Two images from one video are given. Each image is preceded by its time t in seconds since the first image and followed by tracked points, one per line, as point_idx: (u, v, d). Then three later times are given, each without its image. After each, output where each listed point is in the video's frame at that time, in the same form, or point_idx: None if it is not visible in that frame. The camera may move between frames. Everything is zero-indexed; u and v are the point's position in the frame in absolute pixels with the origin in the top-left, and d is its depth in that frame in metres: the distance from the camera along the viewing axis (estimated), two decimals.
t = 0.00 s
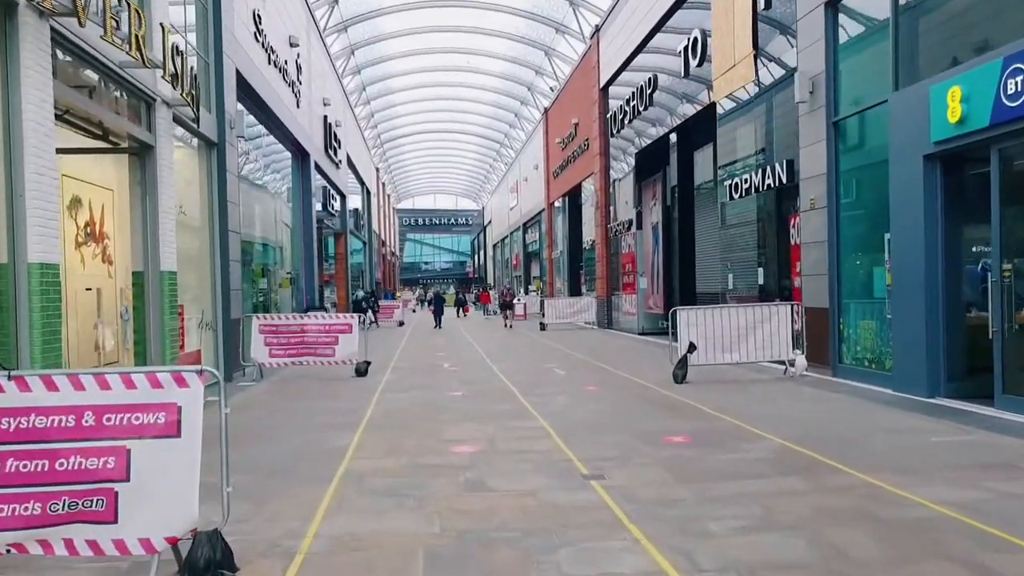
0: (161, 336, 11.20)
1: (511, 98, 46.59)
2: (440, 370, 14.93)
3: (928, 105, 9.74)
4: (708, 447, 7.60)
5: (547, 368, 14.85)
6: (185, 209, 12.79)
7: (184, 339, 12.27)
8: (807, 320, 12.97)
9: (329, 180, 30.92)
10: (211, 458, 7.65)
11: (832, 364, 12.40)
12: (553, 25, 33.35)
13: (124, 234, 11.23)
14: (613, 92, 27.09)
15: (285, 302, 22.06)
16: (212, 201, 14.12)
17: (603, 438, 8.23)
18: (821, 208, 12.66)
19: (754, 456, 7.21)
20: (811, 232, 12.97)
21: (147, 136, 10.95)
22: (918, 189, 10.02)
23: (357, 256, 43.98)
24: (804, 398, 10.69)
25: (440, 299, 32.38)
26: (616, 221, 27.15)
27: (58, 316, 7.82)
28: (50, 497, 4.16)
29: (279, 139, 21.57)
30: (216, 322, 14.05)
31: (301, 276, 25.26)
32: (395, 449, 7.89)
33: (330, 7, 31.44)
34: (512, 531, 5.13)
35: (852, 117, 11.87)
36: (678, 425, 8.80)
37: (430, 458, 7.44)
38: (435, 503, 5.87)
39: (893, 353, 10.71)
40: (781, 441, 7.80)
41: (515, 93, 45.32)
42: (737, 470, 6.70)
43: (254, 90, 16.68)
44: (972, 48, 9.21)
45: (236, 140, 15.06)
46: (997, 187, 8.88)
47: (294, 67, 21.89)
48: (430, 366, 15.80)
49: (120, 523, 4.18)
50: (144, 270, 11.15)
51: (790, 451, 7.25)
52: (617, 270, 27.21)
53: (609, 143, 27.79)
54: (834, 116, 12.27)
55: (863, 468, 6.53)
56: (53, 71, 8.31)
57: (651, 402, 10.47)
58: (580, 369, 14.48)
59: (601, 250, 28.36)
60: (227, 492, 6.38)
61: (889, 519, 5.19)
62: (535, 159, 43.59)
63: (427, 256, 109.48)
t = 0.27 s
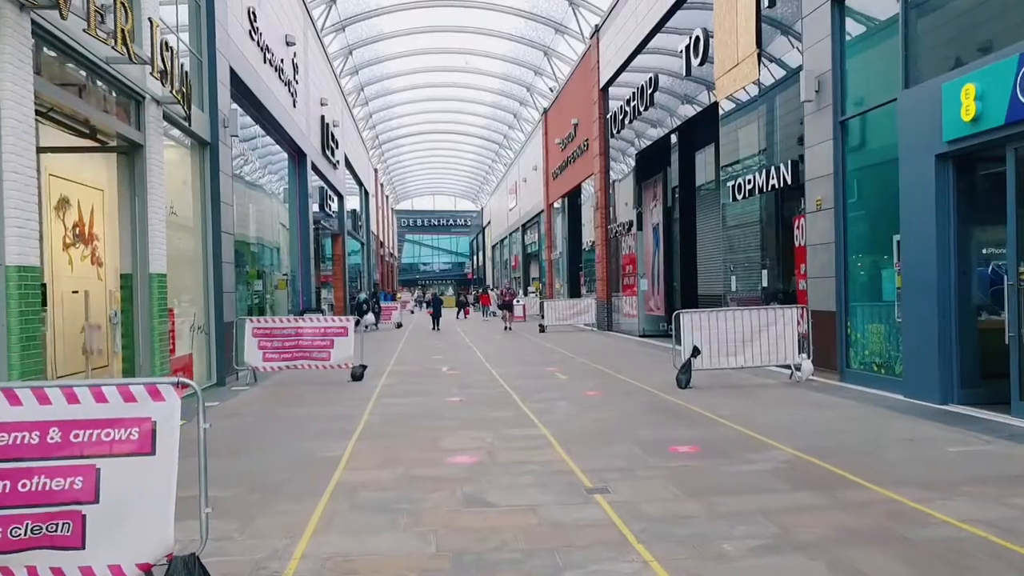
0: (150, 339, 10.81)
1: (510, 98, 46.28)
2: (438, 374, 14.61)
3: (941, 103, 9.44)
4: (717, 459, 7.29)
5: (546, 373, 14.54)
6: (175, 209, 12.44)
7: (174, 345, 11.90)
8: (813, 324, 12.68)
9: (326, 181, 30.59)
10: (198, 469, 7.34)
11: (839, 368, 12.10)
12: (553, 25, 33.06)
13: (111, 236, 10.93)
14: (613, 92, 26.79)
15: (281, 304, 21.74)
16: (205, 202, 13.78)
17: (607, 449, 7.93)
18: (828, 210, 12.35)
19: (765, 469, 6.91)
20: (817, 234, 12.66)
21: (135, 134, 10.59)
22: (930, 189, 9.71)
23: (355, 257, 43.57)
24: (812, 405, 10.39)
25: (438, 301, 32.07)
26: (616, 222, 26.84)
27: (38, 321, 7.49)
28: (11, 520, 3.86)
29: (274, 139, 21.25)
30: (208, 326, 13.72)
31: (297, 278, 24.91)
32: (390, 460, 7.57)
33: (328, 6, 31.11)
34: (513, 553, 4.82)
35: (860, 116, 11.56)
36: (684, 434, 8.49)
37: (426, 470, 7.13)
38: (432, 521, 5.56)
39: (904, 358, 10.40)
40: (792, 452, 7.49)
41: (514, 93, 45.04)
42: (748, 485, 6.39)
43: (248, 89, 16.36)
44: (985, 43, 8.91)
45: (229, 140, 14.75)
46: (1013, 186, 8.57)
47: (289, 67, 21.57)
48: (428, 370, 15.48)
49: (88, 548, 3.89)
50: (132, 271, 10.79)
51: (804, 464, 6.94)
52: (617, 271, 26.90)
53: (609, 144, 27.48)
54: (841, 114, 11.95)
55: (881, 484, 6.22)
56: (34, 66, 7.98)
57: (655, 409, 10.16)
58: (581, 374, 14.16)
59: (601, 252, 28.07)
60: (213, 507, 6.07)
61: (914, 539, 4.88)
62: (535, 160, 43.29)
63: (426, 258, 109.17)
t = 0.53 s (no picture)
0: (139, 338, 10.38)
1: (509, 97, 45.95)
2: (436, 376, 14.29)
3: (958, 95, 9.12)
4: (728, 466, 6.99)
5: (548, 374, 14.22)
6: (167, 206, 12.10)
7: (165, 346, 11.59)
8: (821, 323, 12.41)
9: (324, 179, 30.26)
10: (185, 476, 7.06)
11: (850, 370, 11.78)
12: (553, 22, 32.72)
13: (103, 233, 10.55)
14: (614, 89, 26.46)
15: (277, 304, 21.42)
16: (198, 199, 13.45)
17: (610, 454, 7.63)
18: (838, 205, 12.05)
19: (776, 478, 6.62)
20: (826, 230, 12.34)
21: (123, 129, 10.17)
22: (946, 184, 9.38)
23: (353, 256, 43.26)
24: (821, 408, 10.09)
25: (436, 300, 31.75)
26: (617, 221, 26.53)
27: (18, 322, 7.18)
28: None
29: (270, 136, 20.91)
30: (202, 327, 13.39)
31: (294, 277, 24.60)
32: (386, 466, 7.27)
33: (325, 3, 30.75)
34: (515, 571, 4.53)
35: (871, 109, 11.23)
36: (692, 439, 8.19)
37: (423, 478, 6.83)
38: (428, 534, 5.27)
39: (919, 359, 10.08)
40: (806, 460, 7.20)
41: (514, 92, 44.70)
42: (762, 496, 6.10)
43: (242, 85, 16.03)
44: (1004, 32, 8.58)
45: (223, 136, 14.42)
46: None
47: (286, 63, 21.23)
48: (427, 371, 15.16)
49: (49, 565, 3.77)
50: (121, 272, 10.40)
51: (820, 474, 6.64)
52: (619, 270, 26.58)
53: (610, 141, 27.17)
54: (851, 108, 11.63)
55: (905, 495, 5.91)
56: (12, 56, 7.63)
57: (660, 412, 9.85)
58: (583, 375, 13.84)
59: (601, 250, 27.76)
60: (199, 518, 5.78)
61: (943, 556, 4.59)
62: (535, 158, 42.94)
63: (425, 257, 108.81)
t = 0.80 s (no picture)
0: (203, 338, 10.38)
1: (572, 95, 45.50)
2: (498, 378, 14.03)
3: None
4: (812, 483, 6.48)
5: (613, 377, 13.78)
6: (230, 208, 12.17)
7: (229, 348, 11.63)
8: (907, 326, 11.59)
9: (387, 181, 30.44)
10: (244, 483, 6.94)
11: (941, 378, 11.01)
12: (616, 18, 32.12)
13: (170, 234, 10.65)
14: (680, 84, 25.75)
15: (341, 305, 21.56)
16: (262, 201, 13.52)
17: (682, 467, 7.19)
18: (925, 201, 11.26)
19: (867, 498, 6.07)
20: (913, 228, 11.55)
21: (187, 132, 10.24)
22: None
23: (416, 257, 43.51)
24: (910, 418, 9.39)
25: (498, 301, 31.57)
26: (683, 219, 25.81)
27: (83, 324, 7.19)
28: (12, 553, 3.60)
29: (334, 138, 21.05)
30: (266, 328, 13.46)
31: (358, 278, 24.74)
32: (447, 475, 7.02)
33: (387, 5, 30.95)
34: None
35: (964, 98, 10.44)
36: (769, 451, 7.67)
37: (484, 489, 6.54)
38: (488, 554, 4.96)
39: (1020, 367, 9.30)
40: (899, 478, 6.61)
41: (577, 90, 44.24)
42: (851, 518, 5.59)
43: (305, 87, 16.12)
44: None
45: (286, 138, 14.48)
46: None
47: (348, 65, 21.34)
48: (488, 373, 14.91)
49: None
50: (185, 272, 10.45)
51: (916, 495, 6.07)
52: (685, 270, 25.87)
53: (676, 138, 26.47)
54: (941, 96, 10.84)
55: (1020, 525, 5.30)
56: (76, 59, 7.65)
57: (733, 421, 9.33)
58: (649, 380, 13.36)
59: (667, 250, 27.07)
60: (254, 527, 5.63)
61: None
62: (597, 157, 42.34)
63: (487, 258, 109.15)
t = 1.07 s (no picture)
0: (211, 337, 10.17)
1: (589, 92, 45.08)
2: (514, 379, 13.71)
3: None
4: (847, 493, 6.10)
5: (632, 379, 13.41)
6: (240, 204, 11.92)
7: (239, 348, 11.35)
8: (938, 327, 11.11)
9: (403, 179, 30.21)
10: (249, 489, 6.65)
11: (974, 381, 10.53)
12: (635, 13, 31.71)
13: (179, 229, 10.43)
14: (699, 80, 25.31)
15: (356, 304, 21.33)
16: (274, 197, 13.28)
17: (708, 475, 6.81)
18: (959, 195, 10.82)
19: (907, 509, 5.68)
20: (946, 224, 11.09)
21: (197, 125, 10.00)
22: None
23: (432, 256, 43.28)
24: (946, 423, 8.94)
25: (514, 300, 31.26)
26: (703, 218, 25.36)
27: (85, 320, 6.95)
28: None
29: (349, 135, 20.82)
30: (277, 327, 13.21)
31: (373, 277, 24.51)
32: (460, 481, 6.70)
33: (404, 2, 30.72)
34: None
35: (1002, 88, 9.99)
36: (798, 458, 7.29)
37: (499, 496, 6.22)
38: (503, 567, 4.64)
39: None
40: (939, 487, 6.22)
41: (594, 87, 43.84)
42: (892, 532, 5.21)
43: (320, 82, 15.89)
44: None
45: (299, 133, 14.24)
46: None
47: (364, 61, 21.12)
48: (504, 374, 14.59)
49: None
50: (194, 270, 10.20)
51: (961, 507, 5.67)
52: (705, 270, 25.42)
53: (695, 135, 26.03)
54: (977, 87, 10.40)
55: None
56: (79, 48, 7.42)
57: (759, 425, 8.94)
58: (670, 382, 12.97)
59: (686, 249, 26.62)
60: (256, 536, 5.34)
61: None
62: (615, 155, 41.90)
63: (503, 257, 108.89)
